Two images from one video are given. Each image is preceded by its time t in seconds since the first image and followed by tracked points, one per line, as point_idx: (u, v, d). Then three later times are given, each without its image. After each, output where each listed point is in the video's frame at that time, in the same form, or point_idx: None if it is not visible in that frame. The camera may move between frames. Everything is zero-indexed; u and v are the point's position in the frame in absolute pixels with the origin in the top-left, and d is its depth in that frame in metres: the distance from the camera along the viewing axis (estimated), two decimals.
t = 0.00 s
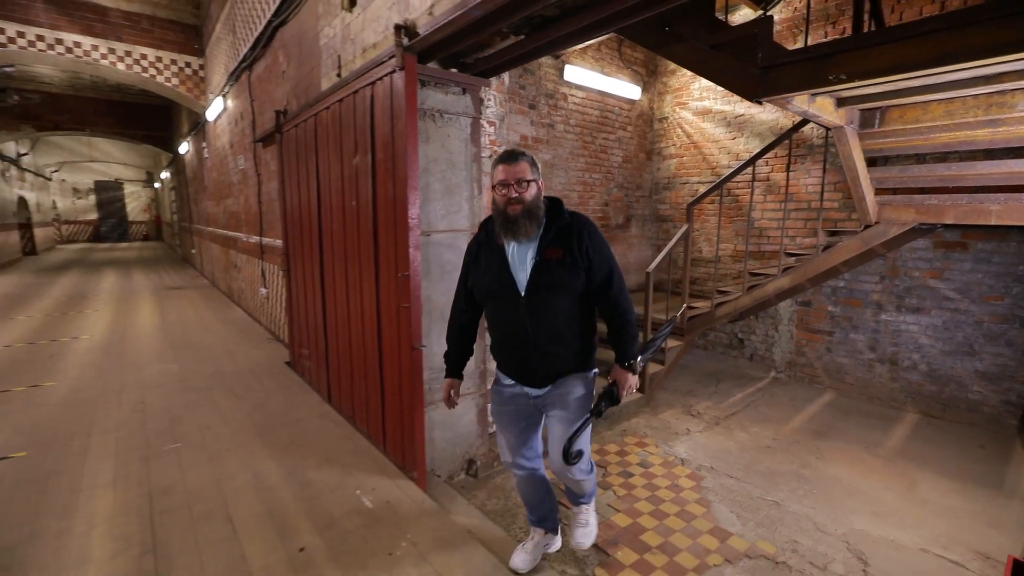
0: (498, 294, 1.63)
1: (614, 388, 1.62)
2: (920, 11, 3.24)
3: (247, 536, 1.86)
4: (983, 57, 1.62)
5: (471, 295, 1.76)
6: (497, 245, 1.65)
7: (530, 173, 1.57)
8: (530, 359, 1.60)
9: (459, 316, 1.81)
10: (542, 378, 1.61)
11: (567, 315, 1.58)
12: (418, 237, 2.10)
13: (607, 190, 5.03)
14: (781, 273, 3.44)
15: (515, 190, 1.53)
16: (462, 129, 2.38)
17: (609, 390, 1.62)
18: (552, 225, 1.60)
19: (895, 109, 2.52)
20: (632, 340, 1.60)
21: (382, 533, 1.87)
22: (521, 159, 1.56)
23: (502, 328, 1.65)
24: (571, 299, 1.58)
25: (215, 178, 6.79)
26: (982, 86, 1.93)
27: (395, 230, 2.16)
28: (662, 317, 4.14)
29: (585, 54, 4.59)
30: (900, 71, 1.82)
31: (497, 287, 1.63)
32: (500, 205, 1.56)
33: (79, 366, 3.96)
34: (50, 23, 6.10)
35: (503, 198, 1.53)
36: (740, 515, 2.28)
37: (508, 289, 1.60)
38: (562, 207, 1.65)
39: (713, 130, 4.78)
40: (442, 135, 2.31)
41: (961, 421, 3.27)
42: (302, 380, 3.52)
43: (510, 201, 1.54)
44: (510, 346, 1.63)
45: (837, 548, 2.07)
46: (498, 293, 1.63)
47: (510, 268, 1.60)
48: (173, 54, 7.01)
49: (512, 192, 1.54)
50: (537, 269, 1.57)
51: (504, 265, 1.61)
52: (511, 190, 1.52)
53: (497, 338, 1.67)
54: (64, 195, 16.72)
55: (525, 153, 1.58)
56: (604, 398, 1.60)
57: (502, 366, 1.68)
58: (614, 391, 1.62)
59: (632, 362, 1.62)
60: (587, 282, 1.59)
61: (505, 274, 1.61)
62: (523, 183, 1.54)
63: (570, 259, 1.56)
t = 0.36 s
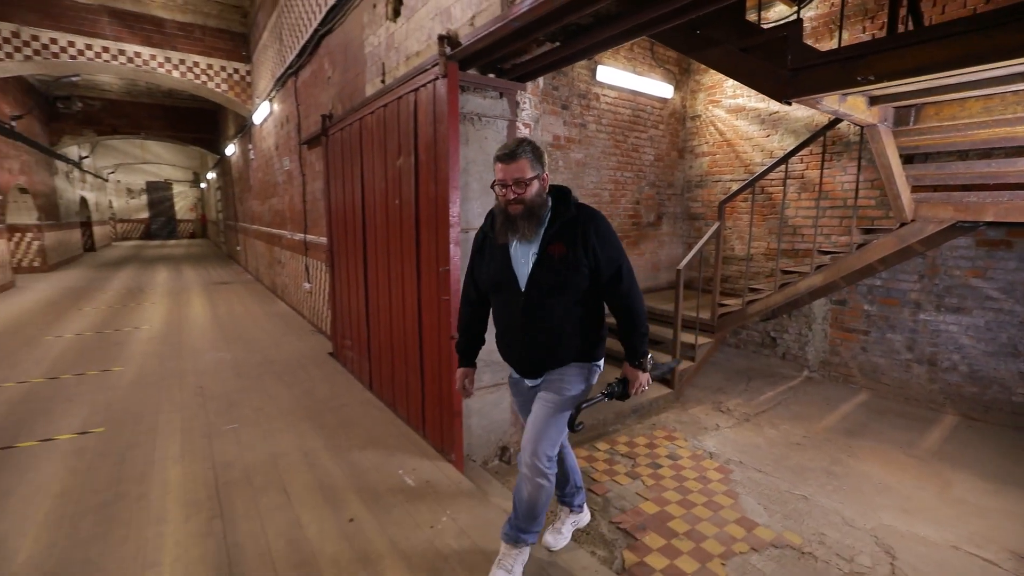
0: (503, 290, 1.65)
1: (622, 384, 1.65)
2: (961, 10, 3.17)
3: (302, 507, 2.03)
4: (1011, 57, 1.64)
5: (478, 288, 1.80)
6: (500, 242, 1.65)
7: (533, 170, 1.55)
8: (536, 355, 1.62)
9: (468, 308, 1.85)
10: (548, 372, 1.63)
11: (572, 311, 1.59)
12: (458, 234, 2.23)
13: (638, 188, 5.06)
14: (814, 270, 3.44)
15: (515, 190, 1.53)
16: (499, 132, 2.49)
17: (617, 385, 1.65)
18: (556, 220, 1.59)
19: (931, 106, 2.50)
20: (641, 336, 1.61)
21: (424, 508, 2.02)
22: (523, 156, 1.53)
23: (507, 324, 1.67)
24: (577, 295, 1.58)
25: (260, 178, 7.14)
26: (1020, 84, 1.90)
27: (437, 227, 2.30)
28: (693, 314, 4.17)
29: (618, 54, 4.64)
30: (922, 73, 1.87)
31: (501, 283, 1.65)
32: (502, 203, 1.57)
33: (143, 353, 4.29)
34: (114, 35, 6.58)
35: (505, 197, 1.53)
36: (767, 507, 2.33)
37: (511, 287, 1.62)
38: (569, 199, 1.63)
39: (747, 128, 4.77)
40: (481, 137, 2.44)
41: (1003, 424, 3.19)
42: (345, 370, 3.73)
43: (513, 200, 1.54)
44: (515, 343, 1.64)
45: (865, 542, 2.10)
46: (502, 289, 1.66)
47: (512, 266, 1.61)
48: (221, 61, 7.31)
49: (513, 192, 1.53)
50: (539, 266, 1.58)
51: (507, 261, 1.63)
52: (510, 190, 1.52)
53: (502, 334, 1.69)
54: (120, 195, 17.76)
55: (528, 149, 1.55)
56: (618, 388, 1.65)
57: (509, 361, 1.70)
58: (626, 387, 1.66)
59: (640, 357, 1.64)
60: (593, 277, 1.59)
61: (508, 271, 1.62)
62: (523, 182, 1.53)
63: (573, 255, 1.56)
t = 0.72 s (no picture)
0: (506, 257, 1.66)
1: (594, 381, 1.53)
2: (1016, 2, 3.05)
3: (354, 484, 2.20)
4: None
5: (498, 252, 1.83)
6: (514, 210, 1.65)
7: (551, 142, 1.50)
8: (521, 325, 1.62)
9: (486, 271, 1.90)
10: (528, 345, 1.62)
11: (563, 294, 1.52)
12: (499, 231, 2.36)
13: (674, 187, 5.06)
14: (854, 270, 3.39)
15: (526, 159, 1.50)
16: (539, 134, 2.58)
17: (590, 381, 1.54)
18: (570, 198, 1.51)
19: (977, 105, 2.50)
20: (630, 341, 1.45)
21: (465, 490, 2.15)
22: (539, 125, 1.48)
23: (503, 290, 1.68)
24: (570, 278, 1.50)
25: (306, 179, 7.48)
26: None
27: (479, 225, 2.43)
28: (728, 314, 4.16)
29: (655, 54, 4.66)
30: (963, 73, 1.90)
31: (506, 250, 1.66)
32: (517, 171, 1.55)
33: (202, 342, 4.61)
34: (175, 45, 7.03)
35: (515, 165, 1.52)
36: (800, 505, 2.35)
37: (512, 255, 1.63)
38: (592, 180, 1.52)
39: (786, 126, 4.71)
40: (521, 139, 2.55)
41: None
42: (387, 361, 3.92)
43: (525, 169, 1.52)
44: (508, 309, 1.66)
45: (901, 542, 2.10)
46: (503, 255, 1.67)
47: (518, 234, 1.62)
48: (272, 66, 7.73)
49: (524, 160, 1.51)
50: (540, 241, 1.53)
51: (517, 230, 1.63)
52: (521, 157, 1.51)
53: (499, 299, 1.71)
54: (174, 195, 18.80)
55: (548, 117, 1.49)
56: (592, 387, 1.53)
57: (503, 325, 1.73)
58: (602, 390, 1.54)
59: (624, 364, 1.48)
60: (589, 264, 1.48)
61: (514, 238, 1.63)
62: (536, 152, 1.49)
63: (575, 238, 1.47)
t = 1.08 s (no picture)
0: (519, 245, 1.70)
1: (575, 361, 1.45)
2: None
3: (403, 468, 2.36)
4: None
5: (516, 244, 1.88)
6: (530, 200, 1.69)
7: (566, 132, 1.53)
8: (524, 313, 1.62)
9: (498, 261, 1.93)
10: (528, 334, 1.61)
11: (572, 281, 1.55)
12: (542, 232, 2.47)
13: (716, 188, 5.02)
14: (902, 273, 3.31)
15: (539, 150, 1.54)
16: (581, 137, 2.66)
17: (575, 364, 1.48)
18: (584, 190, 1.54)
19: None
20: (630, 331, 1.46)
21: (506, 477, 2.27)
22: (552, 116, 1.50)
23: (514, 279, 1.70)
24: (579, 266, 1.54)
25: (353, 181, 7.81)
26: None
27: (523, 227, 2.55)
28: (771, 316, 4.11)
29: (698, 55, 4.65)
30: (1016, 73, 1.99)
31: (519, 237, 1.72)
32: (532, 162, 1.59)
33: (260, 335, 4.94)
34: (236, 57, 7.52)
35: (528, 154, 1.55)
36: (841, 508, 2.35)
37: (526, 244, 1.68)
38: (609, 172, 1.56)
39: (834, 126, 4.64)
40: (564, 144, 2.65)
41: None
42: (430, 356, 4.09)
43: (537, 159, 1.56)
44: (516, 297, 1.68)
45: (946, 549, 2.07)
46: (518, 244, 1.71)
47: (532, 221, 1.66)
48: (324, 75, 8.12)
49: (537, 151, 1.55)
50: (554, 230, 1.57)
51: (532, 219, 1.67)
52: (535, 148, 1.54)
53: (508, 288, 1.74)
54: (230, 197, 19.88)
55: (562, 109, 1.51)
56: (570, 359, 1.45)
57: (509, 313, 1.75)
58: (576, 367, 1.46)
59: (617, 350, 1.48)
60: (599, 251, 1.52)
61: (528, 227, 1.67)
62: (548, 143, 1.52)
63: (587, 228, 1.51)
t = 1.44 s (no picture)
0: (495, 248, 1.72)
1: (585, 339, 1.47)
2: None
3: (446, 451, 2.52)
4: None
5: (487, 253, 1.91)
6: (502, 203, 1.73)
7: (537, 130, 1.59)
8: (513, 319, 1.64)
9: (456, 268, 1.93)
10: (523, 339, 1.63)
11: (555, 276, 1.59)
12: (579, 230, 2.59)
13: (755, 187, 4.98)
14: (949, 273, 3.23)
15: (517, 148, 1.58)
16: (617, 139, 2.80)
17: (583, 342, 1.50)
18: (558, 187, 1.59)
19: None
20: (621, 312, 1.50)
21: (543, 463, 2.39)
22: (526, 115, 1.56)
23: (494, 286, 1.70)
24: (561, 261, 1.58)
25: (396, 182, 8.11)
26: None
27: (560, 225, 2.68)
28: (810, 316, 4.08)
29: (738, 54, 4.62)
30: None
31: (493, 242, 1.73)
32: (505, 161, 1.62)
33: (310, 328, 5.25)
34: (288, 65, 7.95)
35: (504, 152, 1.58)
36: (877, 507, 2.35)
37: (503, 247, 1.68)
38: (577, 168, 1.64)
39: (880, 123, 4.53)
40: (600, 145, 2.76)
41: None
42: (469, 350, 4.26)
43: (511, 156, 1.60)
44: (499, 304, 1.67)
45: (986, 551, 2.06)
46: (494, 248, 1.71)
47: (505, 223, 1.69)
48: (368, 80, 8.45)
49: (514, 149, 1.58)
50: (531, 229, 1.59)
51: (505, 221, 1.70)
52: (512, 147, 1.58)
53: (488, 294, 1.73)
54: (278, 198, 20.81)
55: (534, 110, 1.58)
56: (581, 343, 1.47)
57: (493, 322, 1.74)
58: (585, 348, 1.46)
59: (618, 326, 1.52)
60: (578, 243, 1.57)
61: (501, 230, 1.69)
62: (524, 142, 1.57)
63: (563, 223, 1.57)
